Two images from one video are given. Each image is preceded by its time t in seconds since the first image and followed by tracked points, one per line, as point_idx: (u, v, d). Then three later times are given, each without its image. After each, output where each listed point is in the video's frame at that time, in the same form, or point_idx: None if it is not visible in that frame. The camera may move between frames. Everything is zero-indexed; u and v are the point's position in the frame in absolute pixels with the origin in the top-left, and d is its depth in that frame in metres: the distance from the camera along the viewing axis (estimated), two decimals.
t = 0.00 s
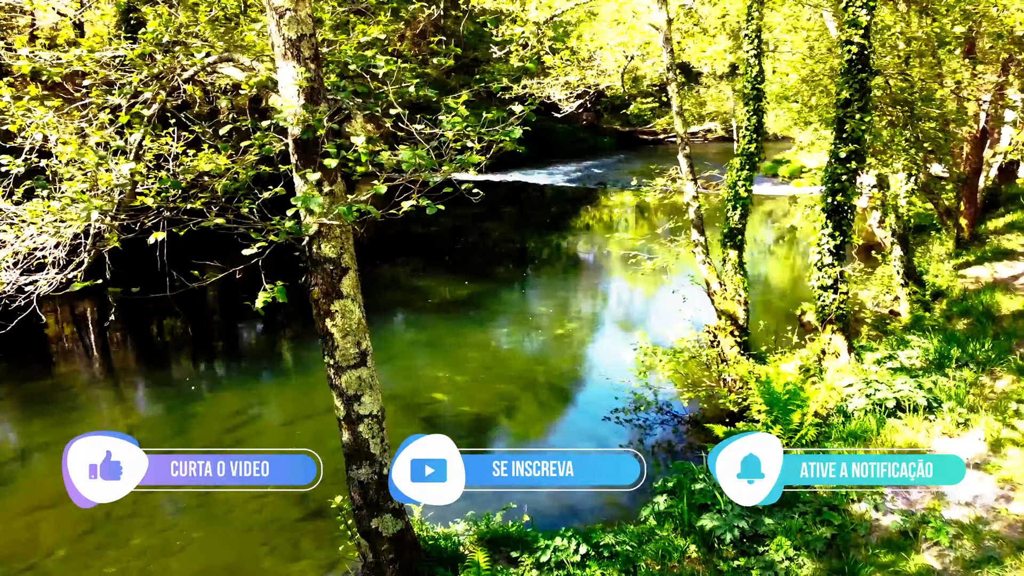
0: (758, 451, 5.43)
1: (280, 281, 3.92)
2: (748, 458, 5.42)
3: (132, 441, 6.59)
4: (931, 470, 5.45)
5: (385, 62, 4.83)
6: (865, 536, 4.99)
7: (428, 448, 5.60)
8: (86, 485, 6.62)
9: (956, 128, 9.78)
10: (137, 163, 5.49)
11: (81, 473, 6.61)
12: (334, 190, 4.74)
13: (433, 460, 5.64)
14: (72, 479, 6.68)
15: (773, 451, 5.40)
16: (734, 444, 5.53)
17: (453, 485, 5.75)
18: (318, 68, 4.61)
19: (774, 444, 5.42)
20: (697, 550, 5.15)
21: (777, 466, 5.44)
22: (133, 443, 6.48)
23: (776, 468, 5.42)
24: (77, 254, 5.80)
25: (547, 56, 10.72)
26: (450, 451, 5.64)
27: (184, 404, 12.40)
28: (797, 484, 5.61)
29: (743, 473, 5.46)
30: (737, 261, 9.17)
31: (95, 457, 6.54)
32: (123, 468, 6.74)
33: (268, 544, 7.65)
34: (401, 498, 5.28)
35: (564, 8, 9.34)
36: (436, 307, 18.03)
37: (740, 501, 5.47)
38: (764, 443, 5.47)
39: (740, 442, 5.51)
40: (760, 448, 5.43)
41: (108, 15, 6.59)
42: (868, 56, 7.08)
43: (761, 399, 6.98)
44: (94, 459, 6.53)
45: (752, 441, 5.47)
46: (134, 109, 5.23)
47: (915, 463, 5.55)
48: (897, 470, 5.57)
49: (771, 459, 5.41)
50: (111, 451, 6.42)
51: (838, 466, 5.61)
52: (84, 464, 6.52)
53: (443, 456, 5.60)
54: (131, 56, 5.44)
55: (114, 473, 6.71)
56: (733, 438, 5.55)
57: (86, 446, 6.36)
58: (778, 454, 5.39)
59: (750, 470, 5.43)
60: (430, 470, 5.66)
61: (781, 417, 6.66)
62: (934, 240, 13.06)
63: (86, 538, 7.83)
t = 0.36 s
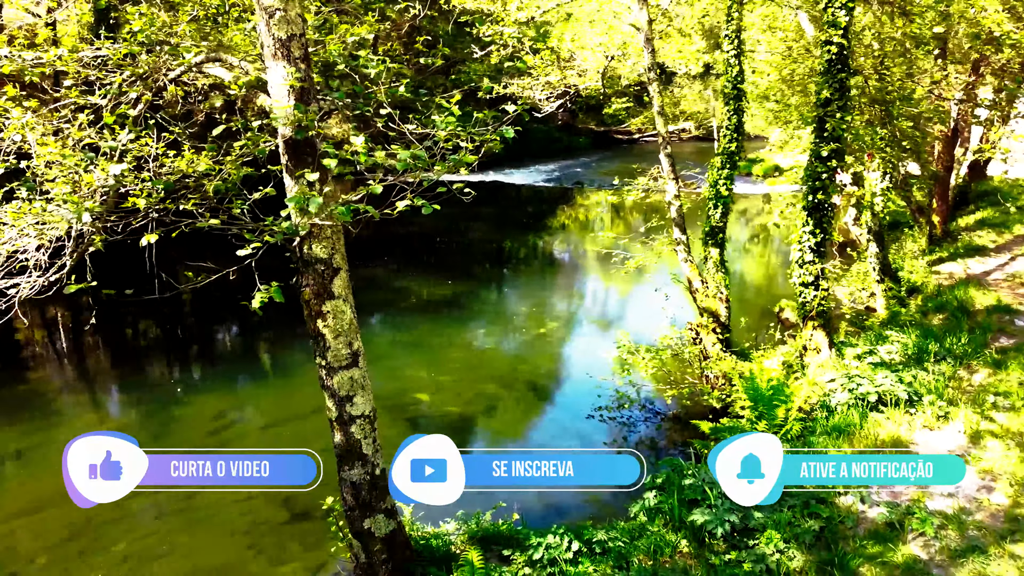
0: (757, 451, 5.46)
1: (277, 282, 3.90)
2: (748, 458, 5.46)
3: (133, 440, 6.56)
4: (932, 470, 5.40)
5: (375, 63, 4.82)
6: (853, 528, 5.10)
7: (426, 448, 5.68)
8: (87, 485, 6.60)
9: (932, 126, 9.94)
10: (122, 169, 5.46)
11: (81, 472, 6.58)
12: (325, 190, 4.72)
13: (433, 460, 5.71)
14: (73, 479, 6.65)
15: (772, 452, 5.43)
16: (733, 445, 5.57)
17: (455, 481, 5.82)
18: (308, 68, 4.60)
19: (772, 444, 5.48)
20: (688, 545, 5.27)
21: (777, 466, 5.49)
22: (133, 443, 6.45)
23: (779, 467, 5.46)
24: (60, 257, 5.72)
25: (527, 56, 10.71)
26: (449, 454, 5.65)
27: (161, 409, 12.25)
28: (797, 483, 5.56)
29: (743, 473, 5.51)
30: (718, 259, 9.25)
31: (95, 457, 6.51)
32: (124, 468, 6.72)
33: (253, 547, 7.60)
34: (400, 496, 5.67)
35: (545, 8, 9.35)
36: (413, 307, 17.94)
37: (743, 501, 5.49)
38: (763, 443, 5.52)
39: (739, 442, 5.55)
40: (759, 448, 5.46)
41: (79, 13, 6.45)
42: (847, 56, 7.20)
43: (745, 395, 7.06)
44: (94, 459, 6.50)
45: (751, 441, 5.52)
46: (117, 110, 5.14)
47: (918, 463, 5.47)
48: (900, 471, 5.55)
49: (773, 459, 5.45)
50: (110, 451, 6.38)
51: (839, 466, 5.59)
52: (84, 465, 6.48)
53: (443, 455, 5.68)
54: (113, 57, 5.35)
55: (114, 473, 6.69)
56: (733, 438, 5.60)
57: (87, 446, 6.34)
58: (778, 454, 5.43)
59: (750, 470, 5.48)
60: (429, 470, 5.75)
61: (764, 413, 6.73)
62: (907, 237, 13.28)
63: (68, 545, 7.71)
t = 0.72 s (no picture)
0: (757, 451, 5.47)
1: (270, 284, 3.88)
2: (748, 458, 5.48)
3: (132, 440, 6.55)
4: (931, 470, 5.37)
5: (364, 62, 4.80)
6: (839, 520, 5.22)
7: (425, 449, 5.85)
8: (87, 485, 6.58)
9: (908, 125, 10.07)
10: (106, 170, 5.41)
11: (82, 472, 6.57)
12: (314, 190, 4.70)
13: (433, 461, 5.86)
14: (74, 480, 6.64)
15: (772, 453, 5.43)
16: (732, 445, 5.57)
17: (455, 481, 5.92)
18: (296, 68, 4.57)
19: (773, 445, 5.47)
20: (678, 540, 5.36)
21: (777, 467, 5.47)
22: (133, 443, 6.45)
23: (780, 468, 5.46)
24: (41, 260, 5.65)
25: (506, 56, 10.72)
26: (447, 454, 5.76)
27: (138, 413, 12.09)
28: (798, 484, 5.55)
29: (743, 473, 5.51)
30: (699, 256, 9.30)
31: (95, 457, 6.49)
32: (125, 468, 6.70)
33: (238, 551, 7.53)
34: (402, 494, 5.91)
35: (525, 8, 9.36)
36: (390, 308, 17.87)
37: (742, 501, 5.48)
38: (765, 443, 5.52)
39: (739, 442, 5.56)
40: (760, 449, 5.47)
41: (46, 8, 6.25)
42: (826, 56, 7.31)
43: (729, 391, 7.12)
44: (95, 459, 6.49)
45: (752, 441, 5.53)
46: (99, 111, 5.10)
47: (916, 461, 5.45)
48: (899, 471, 5.49)
49: (774, 459, 5.45)
50: (110, 451, 6.37)
51: (839, 466, 5.62)
52: (83, 465, 6.46)
53: (444, 456, 5.79)
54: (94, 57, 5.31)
55: (114, 473, 6.66)
56: (732, 437, 5.61)
57: (87, 446, 6.33)
58: (778, 455, 5.43)
59: (750, 470, 5.48)
60: (429, 470, 5.90)
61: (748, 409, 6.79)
62: (881, 234, 13.48)
63: (47, 552, 7.59)
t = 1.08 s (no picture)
0: (759, 451, 5.73)
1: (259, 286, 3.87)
2: (749, 457, 5.75)
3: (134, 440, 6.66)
4: (930, 469, 5.48)
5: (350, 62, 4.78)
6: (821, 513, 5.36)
7: (426, 448, 6.18)
8: (86, 486, 6.62)
9: (883, 123, 10.19)
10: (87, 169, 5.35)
11: (82, 474, 6.65)
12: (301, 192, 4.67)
13: (434, 460, 6.12)
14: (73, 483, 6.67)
15: (773, 453, 5.66)
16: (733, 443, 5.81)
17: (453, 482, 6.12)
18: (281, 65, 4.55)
19: (775, 446, 5.67)
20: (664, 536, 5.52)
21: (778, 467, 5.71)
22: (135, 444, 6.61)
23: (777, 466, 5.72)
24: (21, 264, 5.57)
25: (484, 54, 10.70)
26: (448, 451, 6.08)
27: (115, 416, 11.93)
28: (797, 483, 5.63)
29: (744, 472, 5.77)
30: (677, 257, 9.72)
31: (96, 457, 6.62)
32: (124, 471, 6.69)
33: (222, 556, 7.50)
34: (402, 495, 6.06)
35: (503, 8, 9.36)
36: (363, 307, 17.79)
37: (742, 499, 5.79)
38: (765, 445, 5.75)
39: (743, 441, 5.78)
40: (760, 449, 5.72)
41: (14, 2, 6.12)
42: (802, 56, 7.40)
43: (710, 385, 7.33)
44: (95, 459, 6.62)
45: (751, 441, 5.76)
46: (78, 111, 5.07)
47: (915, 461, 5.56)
48: (899, 469, 5.55)
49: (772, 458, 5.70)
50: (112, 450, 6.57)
51: (840, 465, 5.57)
52: (84, 463, 6.59)
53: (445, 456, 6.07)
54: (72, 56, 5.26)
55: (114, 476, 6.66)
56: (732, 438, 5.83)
57: (90, 443, 6.57)
58: (779, 456, 5.67)
59: (752, 469, 5.74)
60: (430, 470, 6.12)
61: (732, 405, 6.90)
62: (856, 231, 13.60)
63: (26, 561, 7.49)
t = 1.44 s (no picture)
0: (758, 451, 7.00)
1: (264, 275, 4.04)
2: (750, 458, 6.99)
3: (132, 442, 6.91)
4: (931, 470, 6.89)
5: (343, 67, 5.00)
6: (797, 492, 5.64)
7: (426, 450, 7.04)
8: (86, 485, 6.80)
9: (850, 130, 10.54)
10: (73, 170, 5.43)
11: (84, 475, 6.86)
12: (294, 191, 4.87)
13: (433, 461, 7.00)
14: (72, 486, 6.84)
15: (771, 448, 6.97)
16: (735, 445, 7.06)
17: (453, 481, 6.91)
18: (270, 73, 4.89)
19: (772, 442, 7.00)
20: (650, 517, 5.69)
21: (775, 467, 6.97)
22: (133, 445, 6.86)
23: (774, 467, 6.96)
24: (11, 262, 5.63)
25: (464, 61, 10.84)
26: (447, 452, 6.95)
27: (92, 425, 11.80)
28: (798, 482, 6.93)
29: (744, 474, 6.98)
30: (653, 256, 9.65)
31: (97, 457, 6.87)
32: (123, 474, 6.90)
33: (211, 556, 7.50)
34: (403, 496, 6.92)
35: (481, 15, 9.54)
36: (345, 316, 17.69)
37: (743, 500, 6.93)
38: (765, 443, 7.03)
39: (742, 443, 7.06)
40: (760, 449, 6.99)
41: None
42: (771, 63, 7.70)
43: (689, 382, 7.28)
44: (96, 459, 6.86)
45: (751, 441, 7.02)
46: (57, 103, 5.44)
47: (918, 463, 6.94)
48: (899, 470, 6.91)
49: (770, 457, 6.99)
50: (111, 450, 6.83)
51: (839, 466, 6.94)
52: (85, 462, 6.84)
53: (444, 455, 6.96)
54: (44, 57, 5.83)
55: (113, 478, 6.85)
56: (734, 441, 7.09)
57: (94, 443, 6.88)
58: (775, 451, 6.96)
59: (751, 470, 6.97)
60: (429, 470, 6.99)
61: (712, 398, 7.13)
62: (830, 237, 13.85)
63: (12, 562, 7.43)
